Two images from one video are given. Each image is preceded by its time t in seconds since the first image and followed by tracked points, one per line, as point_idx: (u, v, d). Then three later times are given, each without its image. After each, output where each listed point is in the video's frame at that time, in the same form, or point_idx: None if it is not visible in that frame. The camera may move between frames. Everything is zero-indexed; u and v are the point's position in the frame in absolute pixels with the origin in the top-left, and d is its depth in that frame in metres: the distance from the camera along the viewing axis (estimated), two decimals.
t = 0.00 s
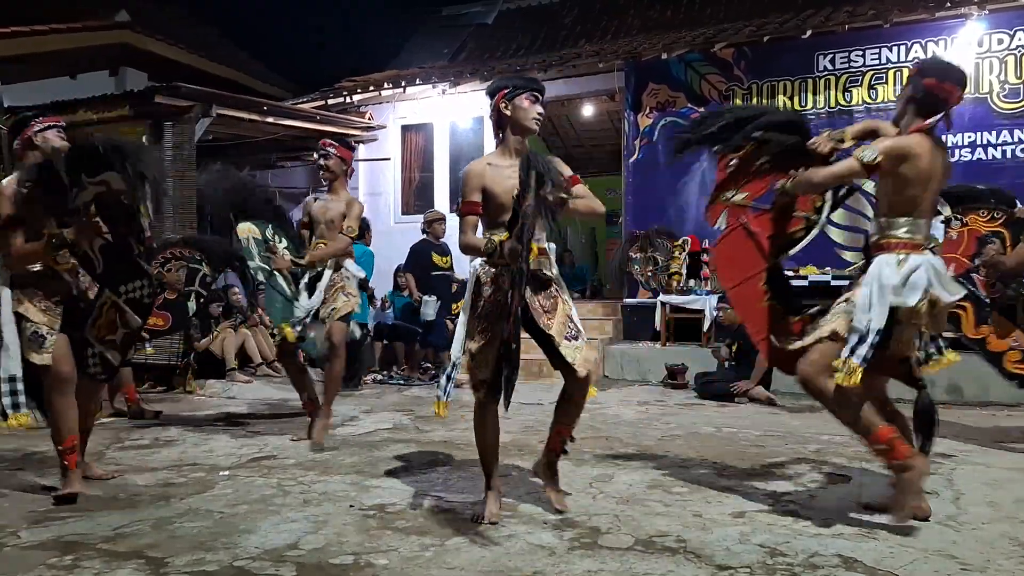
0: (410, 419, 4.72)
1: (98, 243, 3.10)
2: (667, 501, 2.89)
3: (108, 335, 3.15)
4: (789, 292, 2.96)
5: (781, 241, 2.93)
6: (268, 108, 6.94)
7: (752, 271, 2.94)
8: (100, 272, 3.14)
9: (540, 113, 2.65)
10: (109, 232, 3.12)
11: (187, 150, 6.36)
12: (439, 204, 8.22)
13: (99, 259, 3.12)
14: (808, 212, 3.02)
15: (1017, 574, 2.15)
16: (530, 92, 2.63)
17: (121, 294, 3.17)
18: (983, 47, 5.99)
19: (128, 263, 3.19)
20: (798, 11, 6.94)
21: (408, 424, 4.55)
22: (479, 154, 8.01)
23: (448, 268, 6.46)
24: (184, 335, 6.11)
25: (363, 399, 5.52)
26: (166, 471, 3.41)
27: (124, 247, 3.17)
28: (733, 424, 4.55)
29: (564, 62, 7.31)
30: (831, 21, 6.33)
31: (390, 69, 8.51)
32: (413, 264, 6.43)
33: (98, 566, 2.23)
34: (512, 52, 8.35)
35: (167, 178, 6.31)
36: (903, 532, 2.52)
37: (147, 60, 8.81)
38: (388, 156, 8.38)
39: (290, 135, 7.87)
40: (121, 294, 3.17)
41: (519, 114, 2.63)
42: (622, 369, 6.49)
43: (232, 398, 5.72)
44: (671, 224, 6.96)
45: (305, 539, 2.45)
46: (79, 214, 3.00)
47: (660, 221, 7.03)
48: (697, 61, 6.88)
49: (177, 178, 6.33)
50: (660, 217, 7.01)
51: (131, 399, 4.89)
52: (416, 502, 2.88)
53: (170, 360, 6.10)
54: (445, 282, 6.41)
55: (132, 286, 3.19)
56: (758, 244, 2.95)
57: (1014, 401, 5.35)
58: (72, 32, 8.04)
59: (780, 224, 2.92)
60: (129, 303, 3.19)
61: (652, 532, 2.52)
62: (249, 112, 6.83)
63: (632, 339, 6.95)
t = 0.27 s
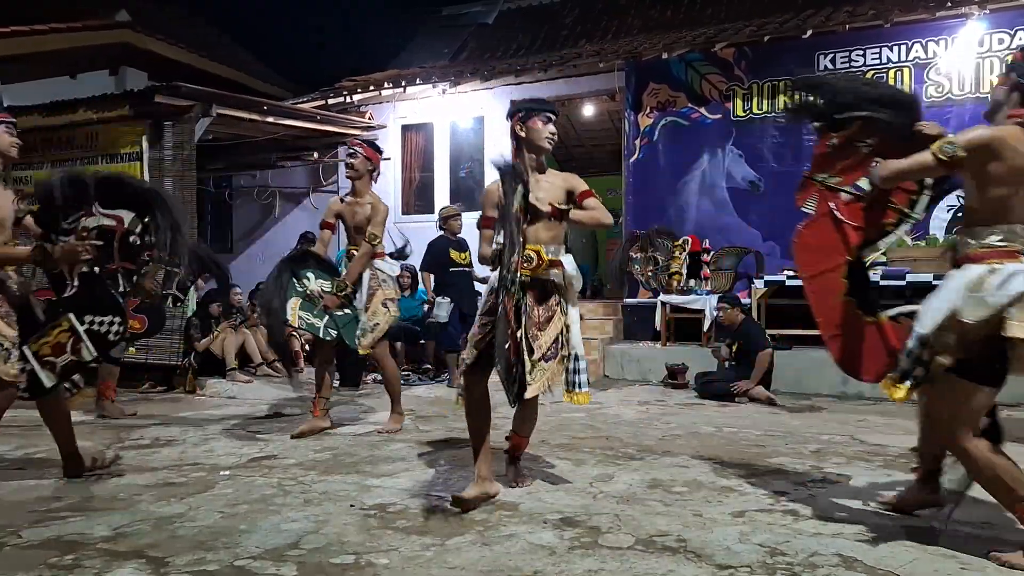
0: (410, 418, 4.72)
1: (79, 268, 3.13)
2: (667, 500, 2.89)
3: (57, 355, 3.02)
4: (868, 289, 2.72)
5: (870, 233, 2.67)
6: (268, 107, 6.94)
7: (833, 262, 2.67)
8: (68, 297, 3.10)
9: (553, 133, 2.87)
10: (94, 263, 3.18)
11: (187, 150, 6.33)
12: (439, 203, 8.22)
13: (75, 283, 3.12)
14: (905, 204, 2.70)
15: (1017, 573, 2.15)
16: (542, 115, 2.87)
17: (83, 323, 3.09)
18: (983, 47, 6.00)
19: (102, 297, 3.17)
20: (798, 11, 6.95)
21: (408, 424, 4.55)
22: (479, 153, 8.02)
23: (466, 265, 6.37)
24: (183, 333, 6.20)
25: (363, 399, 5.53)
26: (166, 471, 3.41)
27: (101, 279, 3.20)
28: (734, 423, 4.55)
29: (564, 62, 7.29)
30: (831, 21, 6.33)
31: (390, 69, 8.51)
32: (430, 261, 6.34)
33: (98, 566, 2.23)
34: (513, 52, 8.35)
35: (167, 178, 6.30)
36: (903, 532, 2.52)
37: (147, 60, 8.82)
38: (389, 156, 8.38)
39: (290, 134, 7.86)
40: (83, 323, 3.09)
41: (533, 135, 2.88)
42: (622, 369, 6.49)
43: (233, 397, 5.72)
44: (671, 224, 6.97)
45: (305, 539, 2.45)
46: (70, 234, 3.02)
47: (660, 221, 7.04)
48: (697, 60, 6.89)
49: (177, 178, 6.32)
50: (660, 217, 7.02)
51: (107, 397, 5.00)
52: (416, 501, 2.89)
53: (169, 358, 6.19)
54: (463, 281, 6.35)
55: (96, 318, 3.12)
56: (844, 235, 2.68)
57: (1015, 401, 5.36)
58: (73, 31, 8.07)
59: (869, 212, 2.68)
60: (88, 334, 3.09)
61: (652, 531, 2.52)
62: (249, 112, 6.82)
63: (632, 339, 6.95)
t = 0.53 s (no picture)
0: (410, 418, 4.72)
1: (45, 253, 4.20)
2: (667, 500, 2.90)
3: (18, 333, 3.99)
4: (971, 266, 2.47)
5: (966, 206, 2.43)
6: (267, 107, 6.92)
7: (918, 238, 2.51)
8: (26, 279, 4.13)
9: (577, 134, 3.11)
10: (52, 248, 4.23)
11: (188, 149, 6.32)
12: (439, 203, 8.22)
13: (36, 264, 4.16)
14: (1010, 168, 2.34)
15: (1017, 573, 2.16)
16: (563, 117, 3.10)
17: (50, 302, 4.16)
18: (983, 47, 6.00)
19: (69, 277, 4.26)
20: (798, 11, 6.95)
21: (408, 424, 4.55)
22: (479, 153, 8.02)
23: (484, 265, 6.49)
24: (184, 334, 6.22)
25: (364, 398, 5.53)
26: (166, 471, 3.41)
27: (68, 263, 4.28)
28: (735, 423, 4.55)
29: (564, 62, 7.25)
30: (832, 20, 6.30)
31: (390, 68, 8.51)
32: (449, 260, 6.48)
33: (98, 566, 2.23)
34: (512, 52, 8.35)
35: (167, 177, 6.30)
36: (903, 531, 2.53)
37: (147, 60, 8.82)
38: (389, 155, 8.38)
39: (290, 134, 7.86)
40: (47, 302, 4.14)
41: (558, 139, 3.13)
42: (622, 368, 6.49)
43: (233, 397, 5.72)
44: (671, 223, 6.97)
45: (305, 539, 2.45)
46: (27, 219, 4.11)
47: (660, 220, 7.04)
48: (697, 60, 6.89)
49: (177, 177, 6.32)
50: (660, 216, 7.02)
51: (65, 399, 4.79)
52: (416, 501, 2.89)
53: (169, 359, 6.21)
54: (479, 278, 6.45)
55: (63, 298, 4.21)
56: (937, 208, 2.49)
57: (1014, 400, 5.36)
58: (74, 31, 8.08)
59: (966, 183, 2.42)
60: (53, 311, 4.14)
61: (652, 530, 2.52)
62: (249, 112, 6.82)
63: (632, 338, 6.95)
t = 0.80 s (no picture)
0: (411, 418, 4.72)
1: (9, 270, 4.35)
2: (667, 499, 2.90)
3: None
4: None
5: None
6: (266, 106, 6.92)
7: None
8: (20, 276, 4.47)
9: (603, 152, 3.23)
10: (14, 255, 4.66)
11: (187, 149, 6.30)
12: (439, 202, 8.22)
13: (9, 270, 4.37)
14: None
15: (1017, 572, 2.16)
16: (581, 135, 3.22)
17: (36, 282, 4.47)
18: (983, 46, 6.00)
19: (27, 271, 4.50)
20: (798, 10, 6.95)
21: (408, 423, 4.55)
22: (479, 153, 8.02)
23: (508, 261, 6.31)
24: (183, 334, 6.19)
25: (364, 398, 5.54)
26: (166, 471, 3.41)
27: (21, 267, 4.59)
28: (735, 422, 4.55)
29: (564, 61, 7.25)
30: (831, 20, 6.25)
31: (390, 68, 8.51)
32: (470, 257, 6.30)
33: (98, 566, 2.23)
34: (512, 51, 8.35)
35: (167, 177, 6.30)
36: (903, 530, 2.53)
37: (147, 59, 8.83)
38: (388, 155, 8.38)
39: (290, 134, 7.86)
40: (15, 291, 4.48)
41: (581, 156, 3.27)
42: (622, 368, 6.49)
43: (233, 397, 5.72)
44: (671, 223, 6.97)
45: (305, 538, 2.45)
46: None
47: (660, 220, 7.04)
48: (697, 60, 6.89)
49: (175, 177, 6.31)
50: (660, 216, 7.02)
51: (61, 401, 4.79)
52: (416, 500, 2.89)
53: (169, 358, 6.18)
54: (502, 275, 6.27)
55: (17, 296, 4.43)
56: None
57: (1013, 399, 5.37)
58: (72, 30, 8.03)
59: None
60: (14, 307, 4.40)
61: (652, 530, 2.53)
62: (249, 111, 6.82)
63: (632, 338, 6.95)
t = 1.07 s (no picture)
0: (410, 417, 4.72)
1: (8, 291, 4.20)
2: (666, 498, 2.90)
3: None
4: None
5: None
6: (265, 106, 6.92)
7: None
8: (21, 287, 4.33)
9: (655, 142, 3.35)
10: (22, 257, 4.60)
11: (185, 148, 6.29)
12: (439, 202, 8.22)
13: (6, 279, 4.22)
14: None
15: (1016, 570, 2.16)
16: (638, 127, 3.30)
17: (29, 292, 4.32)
18: (982, 45, 6.00)
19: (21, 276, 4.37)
20: (798, 9, 6.94)
21: (408, 423, 4.55)
22: (479, 152, 8.02)
23: (529, 260, 5.98)
24: (182, 334, 6.19)
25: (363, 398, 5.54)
26: (165, 471, 3.41)
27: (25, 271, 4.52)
28: (734, 421, 4.56)
29: (563, 60, 7.24)
30: (831, 19, 6.27)
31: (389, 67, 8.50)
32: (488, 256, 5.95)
33: (97, 566, 2.23)
34: (511, 50, 8.34)
35: (166, 176, 6.30)
36: (902, 528, 2.53)
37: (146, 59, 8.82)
38: (388, 155, 8.37)
39: (289, 133, 7.86)
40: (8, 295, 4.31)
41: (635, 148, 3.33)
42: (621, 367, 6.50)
43: (232, 397, 5.72)
44: (671, 222, 6.96)
45: (305, 538, 2.46)
46: None
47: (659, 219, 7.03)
48: (696, 59, 6.88)
49: (174, 177, 6.31)
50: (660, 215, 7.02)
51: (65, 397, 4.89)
52: (416, 500, 2.89)
53: (169, 358, 6.18)
54: (526, 275, 5.95)
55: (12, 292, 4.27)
56: None
57: (1011, 398, 5.38)
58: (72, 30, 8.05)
59: None
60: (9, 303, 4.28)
61: (652, 529, 2.53)
62: (248, 111, 6.82)
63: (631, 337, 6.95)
